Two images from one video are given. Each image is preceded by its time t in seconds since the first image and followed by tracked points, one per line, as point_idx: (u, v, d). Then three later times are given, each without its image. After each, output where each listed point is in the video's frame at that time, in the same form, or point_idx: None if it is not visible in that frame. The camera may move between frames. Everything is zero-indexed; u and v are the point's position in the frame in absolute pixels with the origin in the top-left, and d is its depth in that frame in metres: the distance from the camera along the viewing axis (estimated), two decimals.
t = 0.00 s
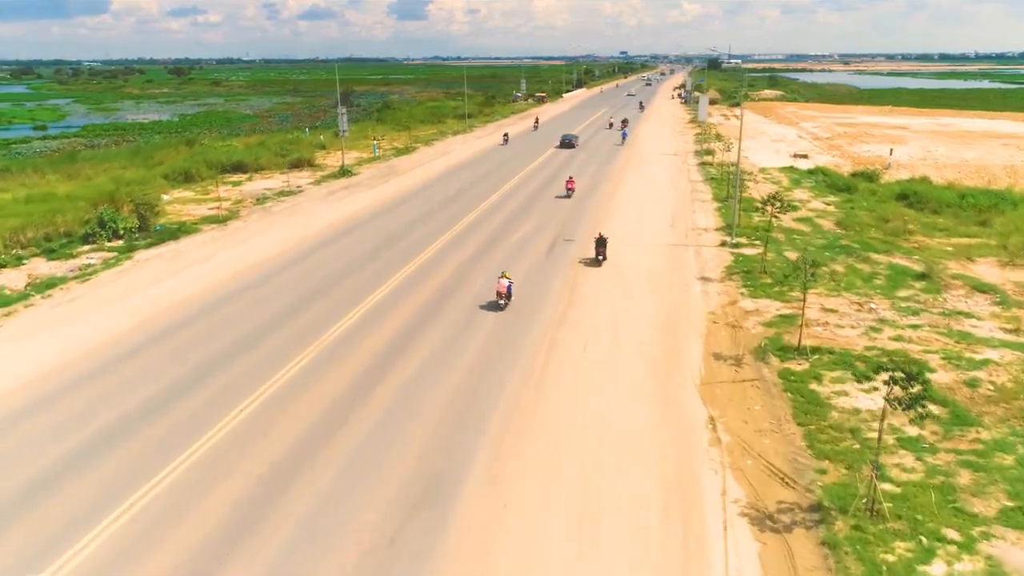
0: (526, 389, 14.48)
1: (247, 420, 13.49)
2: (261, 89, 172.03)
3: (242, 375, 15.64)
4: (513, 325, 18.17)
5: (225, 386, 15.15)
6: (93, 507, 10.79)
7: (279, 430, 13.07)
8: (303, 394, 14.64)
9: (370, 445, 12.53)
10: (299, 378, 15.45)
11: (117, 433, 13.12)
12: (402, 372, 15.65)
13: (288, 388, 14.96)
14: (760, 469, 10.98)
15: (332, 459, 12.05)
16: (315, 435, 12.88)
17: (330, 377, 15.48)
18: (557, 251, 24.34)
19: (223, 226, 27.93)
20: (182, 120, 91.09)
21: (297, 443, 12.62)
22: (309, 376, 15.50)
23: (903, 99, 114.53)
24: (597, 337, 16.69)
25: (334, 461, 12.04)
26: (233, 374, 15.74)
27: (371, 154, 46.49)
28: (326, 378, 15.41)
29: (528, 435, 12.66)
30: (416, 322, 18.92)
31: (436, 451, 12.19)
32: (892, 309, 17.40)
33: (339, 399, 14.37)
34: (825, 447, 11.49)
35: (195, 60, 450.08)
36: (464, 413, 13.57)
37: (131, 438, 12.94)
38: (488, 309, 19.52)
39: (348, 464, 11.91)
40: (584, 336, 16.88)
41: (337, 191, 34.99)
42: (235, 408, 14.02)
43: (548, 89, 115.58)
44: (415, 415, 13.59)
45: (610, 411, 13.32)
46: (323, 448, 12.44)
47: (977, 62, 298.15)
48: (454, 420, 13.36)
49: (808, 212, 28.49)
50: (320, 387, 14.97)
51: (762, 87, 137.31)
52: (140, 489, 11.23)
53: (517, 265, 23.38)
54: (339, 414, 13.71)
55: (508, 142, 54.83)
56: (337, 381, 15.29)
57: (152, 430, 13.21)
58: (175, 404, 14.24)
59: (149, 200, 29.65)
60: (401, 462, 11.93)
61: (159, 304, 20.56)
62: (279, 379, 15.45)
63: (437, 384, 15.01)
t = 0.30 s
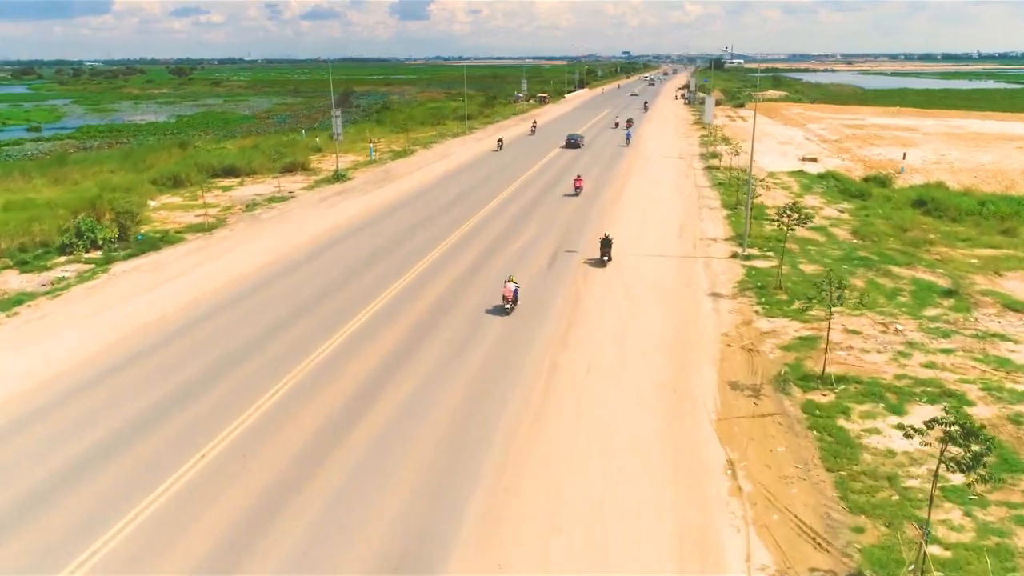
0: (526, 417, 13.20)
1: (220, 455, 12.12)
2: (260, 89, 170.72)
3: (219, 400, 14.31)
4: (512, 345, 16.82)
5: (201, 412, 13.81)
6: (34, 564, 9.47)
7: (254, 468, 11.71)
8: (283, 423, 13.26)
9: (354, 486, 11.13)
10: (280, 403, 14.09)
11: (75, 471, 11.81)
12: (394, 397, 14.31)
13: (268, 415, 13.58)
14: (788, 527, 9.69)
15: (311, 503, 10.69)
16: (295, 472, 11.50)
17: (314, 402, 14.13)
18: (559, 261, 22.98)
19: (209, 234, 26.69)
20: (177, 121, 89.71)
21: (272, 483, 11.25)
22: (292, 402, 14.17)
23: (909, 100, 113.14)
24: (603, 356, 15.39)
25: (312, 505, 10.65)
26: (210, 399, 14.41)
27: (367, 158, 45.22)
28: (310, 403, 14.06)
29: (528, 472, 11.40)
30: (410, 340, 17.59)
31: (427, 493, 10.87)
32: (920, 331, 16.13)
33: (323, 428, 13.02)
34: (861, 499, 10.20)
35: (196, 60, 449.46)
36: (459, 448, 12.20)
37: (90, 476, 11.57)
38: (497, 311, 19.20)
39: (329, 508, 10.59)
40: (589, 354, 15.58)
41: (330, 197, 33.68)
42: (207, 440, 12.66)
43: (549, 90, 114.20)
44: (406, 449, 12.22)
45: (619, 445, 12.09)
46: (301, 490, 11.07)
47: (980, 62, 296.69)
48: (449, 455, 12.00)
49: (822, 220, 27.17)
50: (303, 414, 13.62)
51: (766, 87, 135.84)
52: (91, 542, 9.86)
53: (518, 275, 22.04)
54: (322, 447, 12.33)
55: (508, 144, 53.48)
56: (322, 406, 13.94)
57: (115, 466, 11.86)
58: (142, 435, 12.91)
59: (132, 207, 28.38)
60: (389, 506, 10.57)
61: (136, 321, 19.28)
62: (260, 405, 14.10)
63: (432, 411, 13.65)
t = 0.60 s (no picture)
0: (526, 453, 12.03)
1: (188, 498, 10.90)
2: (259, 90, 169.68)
3: (193, 429, 13.13)
4: (511, 365, 15.62)
5: (171, 444, 12.56)
6: None
7: (222, 514, 10.47)
8: (259, 459, 12.03)
9: (334, 537, 9.90)
10: (258, 434, 12.87)
11: (29, 515, 10.63)
12: (385, 426, 13.11)
13: (244, 449, 12.34)
14: None
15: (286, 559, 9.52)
16: (271, 519, 10.30)
17: (297, 433, 12.88)
18: (560, 273, 21.79)
19: (194, 243, 25.58)
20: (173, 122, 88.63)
21: (243, 530, 10.07)
22: (273, 433, 12.91)
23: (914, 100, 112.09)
24: (610, 383, 14.22)
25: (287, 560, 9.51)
26: (184, 428, 13.21)
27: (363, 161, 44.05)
28: (295, 434, 12.84)
29: (528, 518, 10.25)
30: (404, 358, 16.38)
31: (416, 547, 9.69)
32: (949, 353, 15.00)
33: (304, 465, 11.79)
34: (904, 558, 9.04)
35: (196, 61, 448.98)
36: (451, 491, 10.97)
37: (40, 524, 10.35)
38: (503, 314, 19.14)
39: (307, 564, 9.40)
40: (594, 380, 14.41)
41: (324, 203, 32.56)
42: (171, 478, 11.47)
43: (550, 91, 113.00)
44: (395, 490, 11.01)
45: (628, 486, 10.93)
46: (276, 541, 9.88)
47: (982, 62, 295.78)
48: (440, 498, 10.79)
49: (835, 228, 26.02)
50: (282, 447, 12.38)
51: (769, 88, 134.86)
52: None
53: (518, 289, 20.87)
54: (302, 486, 11.13)
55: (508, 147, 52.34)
56: (304, 438, 12.70)
57: (72, 511, 10.67)
58: (106, 473, 11.71)
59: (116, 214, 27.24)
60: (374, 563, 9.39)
61: (112, 339, 18.08)
62: (238, 435, 12.88)
63: (425, 442, 12.45)
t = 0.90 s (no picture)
0: (527, 487, 11.03)
1: (156, 543, 9.87)
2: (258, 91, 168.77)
3: (170, 458, 12.13)
4: (511, 386, 14.60)
5: (146, 476, 11.57)
6: None
7: (190, 565, 9.41)
8: (240, 493, 11.04)
9: None
10: (240, 463, 11.90)
11: None
12: (377, 455, 12.10)
13: (224, 480, 11.36)
14: None
15: None
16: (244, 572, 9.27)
17: (284, 463, 11.91)
18: (562, 285, 20.77)
19: (181, 251, 24.61)
20: (169, 123, 87.42)
21: None
22: (260, 461, 11.95)
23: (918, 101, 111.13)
24: (617, 407, 13.23)
25: None
26: (161, 457, 12.21)
27: (359, 164, 43.04)
28: (283, 464, 11.86)
29: (528, 564, 9.33)
30: (399, 376, 15.36)
31: None
32: (978, 376, 14.01)
33: (288, 503, 10.80)
34: None
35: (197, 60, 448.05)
36: (445, 533, 9.95)
37: None
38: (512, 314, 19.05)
39: None
40: (599, 403, 13.42)
41: (318, 209, 31.54)
42: (143, 516, 10.48)
43: (551, 91, 112.00)
44: (384, 530, 9.97)
45: (638, 522, 10.09)
46: None
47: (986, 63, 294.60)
48: (432, 542, 9.76)
49: (848, 236, 25.03)
50: (267, 478, 11.41)
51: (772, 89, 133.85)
52: None
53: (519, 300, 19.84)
54: (280, 532, 10.08)
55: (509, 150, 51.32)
56: (290, 468, 11.72)
57: (28, 558, 9.66)
58: (70, 511, 10.70)
59: (100, 220, 26.20)
60: None
61: (96, 354, 17.13)
62: (215, 467, 11.83)
63: (419, 474, 11.45)
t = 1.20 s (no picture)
0: (526, 528, 10.08)
1: None
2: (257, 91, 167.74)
3: (139, 496, 11.14)
4: (509, 410, 13.62)
5: (111, 519, 10.57)
6: None
7: None
8: (210, 541, 10.03)
9: None
10: (212, 505, 10.88)
11: None
12: (363, 494, 11.11)
13: (192, 526, 10.34)
14: None
15: None
16: None
17: (261, 504, 10.88)
18: (563, 298, 19.82)
19: (166, 260, 23.71)
20: (166, 124, 86.40)
21: None
22: (233, 502, 10.93)
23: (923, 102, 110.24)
24: (622, 435, 12.31)
25: None
26: (130, 493, 11.28)
27: (355, 167, 42.06)
28: (260, 505, 10.85)
29: None
30: (391, 400, 14.37)
31: None
32: (1010, 402, 13.06)
33: (264, 550, 9.83)
34: None
35: (198, 60, 447.53)
36: None
37: None
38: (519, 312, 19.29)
39: None
40: (604, 431, 12.50)
41: (312, 215, 30.61)
42: (102, 567, 9.54)
43: (552, 92, 110.94)
44: None
45: (647, 568, 9.20)
46: None
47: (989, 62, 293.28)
48: None
49: (862, 245, 24.10)
50: (239, 524, 10.39)
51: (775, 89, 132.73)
52: None
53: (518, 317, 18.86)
54: None
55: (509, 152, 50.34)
56: (267, 510, 10.70)
57: None
58: (25, 558, 9.80)
59: (84, 228, 25.29)
60: None
61: (70, 371, 16.10)
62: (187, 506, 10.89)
63: (409, 514, 10.44)
